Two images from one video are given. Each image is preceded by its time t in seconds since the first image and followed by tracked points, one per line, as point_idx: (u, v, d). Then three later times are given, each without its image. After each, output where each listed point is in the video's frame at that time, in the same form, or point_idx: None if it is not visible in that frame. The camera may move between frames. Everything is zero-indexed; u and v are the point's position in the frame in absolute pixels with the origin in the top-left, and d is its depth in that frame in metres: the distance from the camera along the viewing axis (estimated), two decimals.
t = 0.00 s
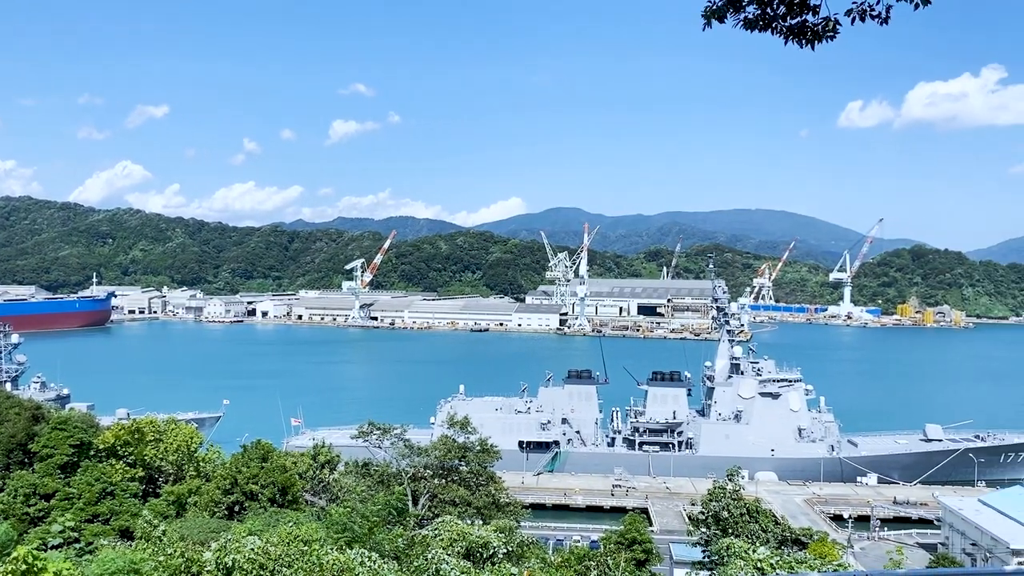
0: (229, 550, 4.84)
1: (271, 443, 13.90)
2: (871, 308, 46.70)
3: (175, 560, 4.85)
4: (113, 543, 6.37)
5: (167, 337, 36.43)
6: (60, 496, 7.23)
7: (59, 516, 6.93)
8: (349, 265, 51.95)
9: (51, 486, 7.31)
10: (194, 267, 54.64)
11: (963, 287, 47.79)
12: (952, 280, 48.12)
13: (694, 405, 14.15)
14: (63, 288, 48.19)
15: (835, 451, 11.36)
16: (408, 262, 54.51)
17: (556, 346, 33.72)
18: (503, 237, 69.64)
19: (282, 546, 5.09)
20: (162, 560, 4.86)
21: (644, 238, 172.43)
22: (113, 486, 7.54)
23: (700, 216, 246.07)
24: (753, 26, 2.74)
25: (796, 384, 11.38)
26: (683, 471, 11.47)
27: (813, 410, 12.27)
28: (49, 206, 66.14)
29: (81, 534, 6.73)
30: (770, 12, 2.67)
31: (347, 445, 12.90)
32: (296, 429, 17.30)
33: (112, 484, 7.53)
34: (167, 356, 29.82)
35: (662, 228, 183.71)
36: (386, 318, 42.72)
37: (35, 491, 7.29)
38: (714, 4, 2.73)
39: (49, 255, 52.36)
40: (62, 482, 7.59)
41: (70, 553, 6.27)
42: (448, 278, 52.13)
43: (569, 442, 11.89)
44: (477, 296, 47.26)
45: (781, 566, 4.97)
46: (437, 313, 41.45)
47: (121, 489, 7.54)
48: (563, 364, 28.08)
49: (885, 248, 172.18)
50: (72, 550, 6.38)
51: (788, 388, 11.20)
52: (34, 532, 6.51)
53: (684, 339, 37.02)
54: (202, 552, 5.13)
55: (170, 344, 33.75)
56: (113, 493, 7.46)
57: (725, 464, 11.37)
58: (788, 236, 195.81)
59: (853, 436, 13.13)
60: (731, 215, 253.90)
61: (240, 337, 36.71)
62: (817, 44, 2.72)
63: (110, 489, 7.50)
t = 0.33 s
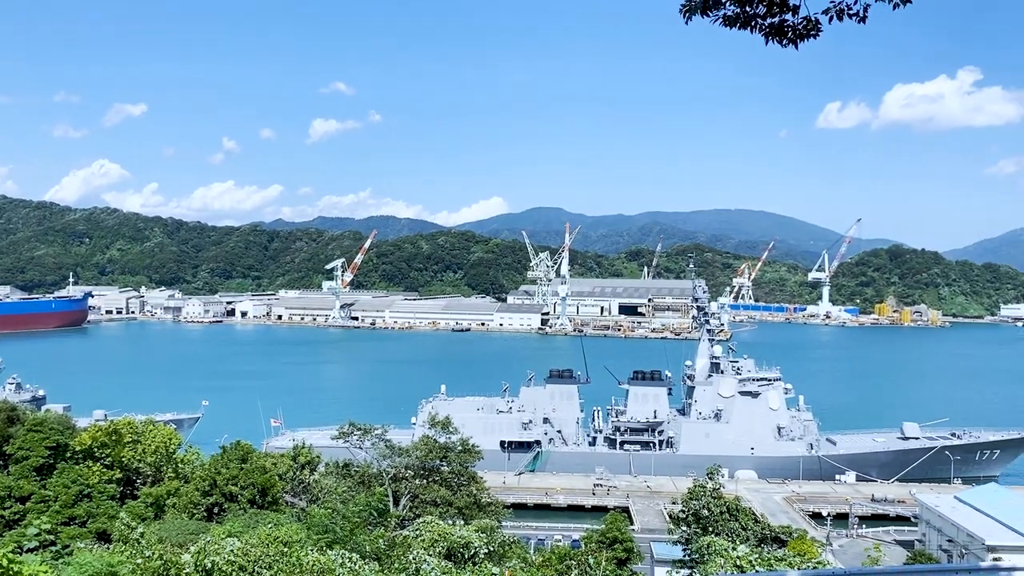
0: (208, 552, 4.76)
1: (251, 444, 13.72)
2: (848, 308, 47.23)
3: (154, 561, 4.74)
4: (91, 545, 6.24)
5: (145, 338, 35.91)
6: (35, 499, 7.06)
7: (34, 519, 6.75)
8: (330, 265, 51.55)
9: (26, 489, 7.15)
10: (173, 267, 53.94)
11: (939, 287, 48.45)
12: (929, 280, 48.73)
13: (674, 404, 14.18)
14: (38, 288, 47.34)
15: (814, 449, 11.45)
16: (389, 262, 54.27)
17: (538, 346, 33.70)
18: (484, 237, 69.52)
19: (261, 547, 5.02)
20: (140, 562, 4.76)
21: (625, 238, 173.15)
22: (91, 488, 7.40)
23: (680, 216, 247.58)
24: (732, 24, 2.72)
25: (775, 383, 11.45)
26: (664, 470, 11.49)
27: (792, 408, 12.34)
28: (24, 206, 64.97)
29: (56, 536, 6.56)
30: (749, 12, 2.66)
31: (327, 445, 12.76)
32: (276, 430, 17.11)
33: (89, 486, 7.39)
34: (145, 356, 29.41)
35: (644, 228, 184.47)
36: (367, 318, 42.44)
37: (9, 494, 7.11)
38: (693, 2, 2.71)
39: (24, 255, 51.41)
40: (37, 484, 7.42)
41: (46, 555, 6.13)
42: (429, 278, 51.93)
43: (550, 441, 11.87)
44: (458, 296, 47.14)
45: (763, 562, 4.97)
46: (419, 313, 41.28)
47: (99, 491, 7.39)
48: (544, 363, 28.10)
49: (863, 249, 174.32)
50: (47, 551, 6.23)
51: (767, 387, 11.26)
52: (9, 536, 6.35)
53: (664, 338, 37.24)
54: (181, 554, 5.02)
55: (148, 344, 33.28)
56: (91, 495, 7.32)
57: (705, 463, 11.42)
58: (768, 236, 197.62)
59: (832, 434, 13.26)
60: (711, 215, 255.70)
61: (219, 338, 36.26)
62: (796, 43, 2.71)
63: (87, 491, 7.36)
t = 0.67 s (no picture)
0: (186, 553, 4.68)
1: (230, 445, 13.53)
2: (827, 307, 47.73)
3: (132, 560, 4.63)
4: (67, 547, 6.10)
5: (122, 338, 35.38)
6: (11, 502, 6.89)
7: (10, 521, 6.60)
8: (311, 265, 51.11)
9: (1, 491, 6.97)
10: (151, 266, 53.21)
11: (916, 287, 49.11)
12: (906, 280, 49.29)
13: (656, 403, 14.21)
14: (13, 288, 46.51)
15: (794, 448, 11.54)
16: (370, 262, 53.98)
17: (520, 346, 33.65)
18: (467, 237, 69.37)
19: (239, 549, 4.94)
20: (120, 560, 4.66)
21: (606, 238, 173.71)
22: (68, 491, 7.24)
23: (661, 216, 248.84)
24: (716, 26, 2.71)
25: (754, 382, 11.51)
26: (645, 469, 11.51)
27: (772, 407, 12.41)
28: None
29: (32, 539, 6.41)
30: (733, 14, 2.65)
31: (309, 447, 12.63)
32: (256, 431, 16.90)
33: (66, 489, 7.23)
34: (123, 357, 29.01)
35: (624, 227, 185.12)
36: (347, 318, 42.17)
37: None
38: (679, 6, 2.70)
39: None
40: (13, 487, 7.24)
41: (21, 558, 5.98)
42: (411, 278, 51.70)
43: (532, 441, 11.84)
44: (440, 296, 46.98)
45: (745, 559, 4.99)
46: (400, 313, 41.10)
47: (76, 494, 7.24)
48: (526, 363, 28.08)
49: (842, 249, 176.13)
50: (22, 555, 6.08)
51: (747, 386, 11.32)
52: None
53: (646, 338, 37.41)
54: (160, 557, 4.90)
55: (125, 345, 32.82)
56: (67, 497, 7.16)
57: (685, 462, 11.46)
58: (748, 236, 199.24)
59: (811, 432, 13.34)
60: (691, 215, 257.34)
61: (198, 338, 35.81)
62: (779, 44, 2.71)
63: (64, 494, 7.19)
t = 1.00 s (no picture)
0: (166, 554, 4.59)
1: (209, 446, 13.36)
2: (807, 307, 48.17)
3: (110, 561, 4.52)
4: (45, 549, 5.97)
5: (100, 338, 34.85)
6: None
7: None
8: (292, 265, 50.68)
9: None
10: (130, 266, 52.48)
11: (895, 287, 49.71)
12: (884, 279, 49.89)
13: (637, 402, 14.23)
14: None
15: (774, 446, 11.59)
16: (351, 261, 53.68)
17: (502, 346, 33.60)
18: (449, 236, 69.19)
19: (221, 550, 4.87)
20: (99, 559, 4.58)
21: (588, 238, 174.16)
22: (45, 493, 7.10)
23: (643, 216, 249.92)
24: (699, 31, 2.69)
25: (735, 380, 11.57)
26: (627, 468, 11.52)
27: (752, 406, 12.46)
28: None
29: (8, 541, 6.27)
30: (717, 18, 2.63)
31: (290, 447, 12.50)
32: (236, 432, 16.70)
33: (44, 491, 7.08)
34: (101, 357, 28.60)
35: (607, 227, 185.70)
36: (329, 318, 41.85)
37: None
38: (667, 15, 2.68)
39: None
40: None
41: None
42: (393, 277, 51.44)
43: (514, 440, 11.80)
44: (422, 296, 46.81)
45: (729, 557, 4.99)
46: (382, 313, 40.88)
47: (53, 497, 7.10)
48: (509, 362, 28.04)
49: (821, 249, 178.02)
50: None
51: (727, 385, 11.37)
52: None
53: (628, 337, 37.53)
54: (138, 559, 4.79)
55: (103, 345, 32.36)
56: (45, 499, 7.03)
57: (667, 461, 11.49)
58: (729, 236, 200.76)
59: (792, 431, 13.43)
60: (672, 216, 258.85)
61: (178, 338, 35.37)
62: (763, 46, 2.69)
63: (41, 497, 7.05)
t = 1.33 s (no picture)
0: (147, 555, 4.52)
1: (189, 447, 13.19)
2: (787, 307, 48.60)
3: (88, 562, 4.43)
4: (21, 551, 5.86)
5: (77, 339, 34.35)
6: None
7: None
8: (273, 264, 50.23)
9: None
10: (108, 265, 51.76)
11: (874, 286, 50.28)
12: (863, 279, 50.46)
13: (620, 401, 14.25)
14: None
15: (755, 445, 11.66)
16: (333, 261, 53.33)
17: (485, 345, 33.51)
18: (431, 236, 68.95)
19: (201, 552, 4.79)
20: (76, 561, 4.49)
21: (571, 237, 174.43)
22: (22, 495, 6.97)
23: (625, 216, 250.67)
24: (679, 30, 2.67)
25: (717, 379, 11.62)
26: (610, 467, 11.52)
27: (734, 405, 12.53)
28: None
29: None
30: (696, 18, 2.61)
31: (271, 448, 12.37)
32: (216, 433, 16.51)
33: (20, 493, 6.94)
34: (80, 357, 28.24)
35: (589, 227, 186.12)
36: (310, 318, 41.53)
37: None
38: (643, 12, 2.67)
39: None
40: None
41: None
42: (375, 277, 51.17)
43: (497, 440, 11.77)
44: (404, 296, 46.62)
45: (711, 555, 5.00)
46: (364, 313, 40.64)
47: (31, 499, 6.97)
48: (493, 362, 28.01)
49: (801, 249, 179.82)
50: None
51: (709, 383, 11.42)
52: None
53: (610, 336, 37.63)
54: (117, 560, 4.71)
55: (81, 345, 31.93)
56: (22, 502, 6.89)
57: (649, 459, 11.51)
58: (711, 236, 202.02)
59: (772, 429, 13.53)
60: (654, 216, 260.08)
61: (157, 339, 34.96)
62: (746, 49, 2.68)
63: (18, 499, 6.92)
